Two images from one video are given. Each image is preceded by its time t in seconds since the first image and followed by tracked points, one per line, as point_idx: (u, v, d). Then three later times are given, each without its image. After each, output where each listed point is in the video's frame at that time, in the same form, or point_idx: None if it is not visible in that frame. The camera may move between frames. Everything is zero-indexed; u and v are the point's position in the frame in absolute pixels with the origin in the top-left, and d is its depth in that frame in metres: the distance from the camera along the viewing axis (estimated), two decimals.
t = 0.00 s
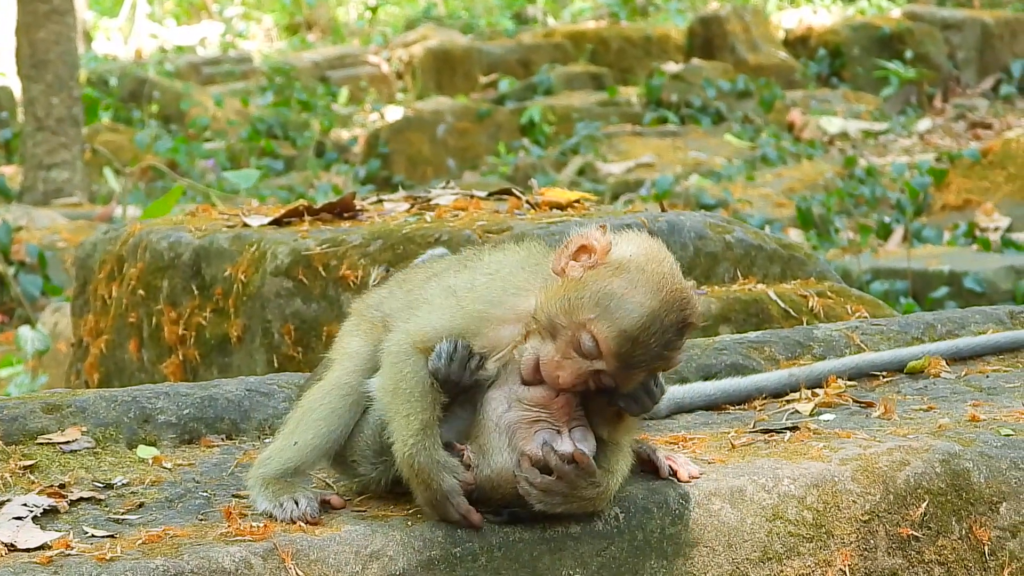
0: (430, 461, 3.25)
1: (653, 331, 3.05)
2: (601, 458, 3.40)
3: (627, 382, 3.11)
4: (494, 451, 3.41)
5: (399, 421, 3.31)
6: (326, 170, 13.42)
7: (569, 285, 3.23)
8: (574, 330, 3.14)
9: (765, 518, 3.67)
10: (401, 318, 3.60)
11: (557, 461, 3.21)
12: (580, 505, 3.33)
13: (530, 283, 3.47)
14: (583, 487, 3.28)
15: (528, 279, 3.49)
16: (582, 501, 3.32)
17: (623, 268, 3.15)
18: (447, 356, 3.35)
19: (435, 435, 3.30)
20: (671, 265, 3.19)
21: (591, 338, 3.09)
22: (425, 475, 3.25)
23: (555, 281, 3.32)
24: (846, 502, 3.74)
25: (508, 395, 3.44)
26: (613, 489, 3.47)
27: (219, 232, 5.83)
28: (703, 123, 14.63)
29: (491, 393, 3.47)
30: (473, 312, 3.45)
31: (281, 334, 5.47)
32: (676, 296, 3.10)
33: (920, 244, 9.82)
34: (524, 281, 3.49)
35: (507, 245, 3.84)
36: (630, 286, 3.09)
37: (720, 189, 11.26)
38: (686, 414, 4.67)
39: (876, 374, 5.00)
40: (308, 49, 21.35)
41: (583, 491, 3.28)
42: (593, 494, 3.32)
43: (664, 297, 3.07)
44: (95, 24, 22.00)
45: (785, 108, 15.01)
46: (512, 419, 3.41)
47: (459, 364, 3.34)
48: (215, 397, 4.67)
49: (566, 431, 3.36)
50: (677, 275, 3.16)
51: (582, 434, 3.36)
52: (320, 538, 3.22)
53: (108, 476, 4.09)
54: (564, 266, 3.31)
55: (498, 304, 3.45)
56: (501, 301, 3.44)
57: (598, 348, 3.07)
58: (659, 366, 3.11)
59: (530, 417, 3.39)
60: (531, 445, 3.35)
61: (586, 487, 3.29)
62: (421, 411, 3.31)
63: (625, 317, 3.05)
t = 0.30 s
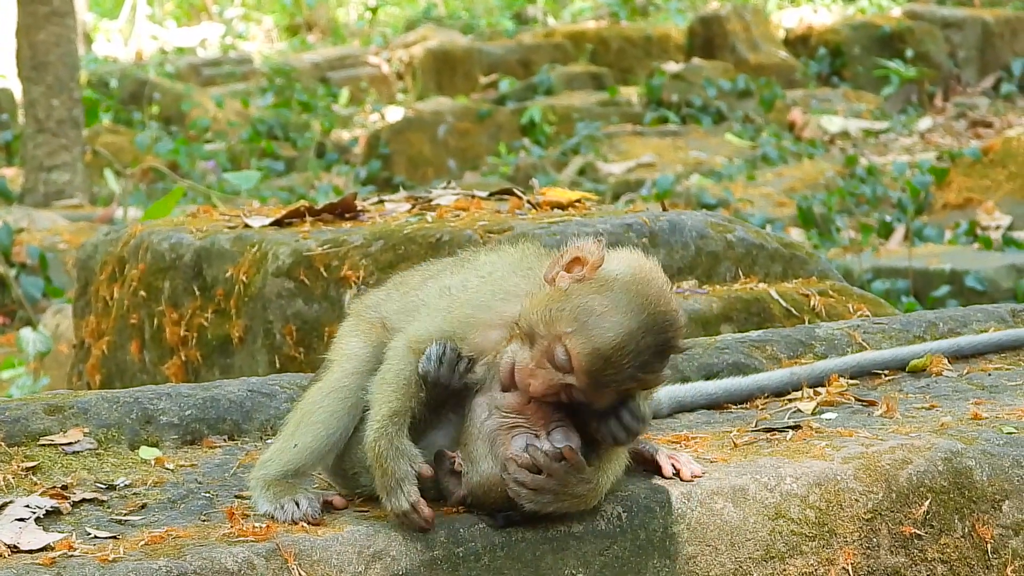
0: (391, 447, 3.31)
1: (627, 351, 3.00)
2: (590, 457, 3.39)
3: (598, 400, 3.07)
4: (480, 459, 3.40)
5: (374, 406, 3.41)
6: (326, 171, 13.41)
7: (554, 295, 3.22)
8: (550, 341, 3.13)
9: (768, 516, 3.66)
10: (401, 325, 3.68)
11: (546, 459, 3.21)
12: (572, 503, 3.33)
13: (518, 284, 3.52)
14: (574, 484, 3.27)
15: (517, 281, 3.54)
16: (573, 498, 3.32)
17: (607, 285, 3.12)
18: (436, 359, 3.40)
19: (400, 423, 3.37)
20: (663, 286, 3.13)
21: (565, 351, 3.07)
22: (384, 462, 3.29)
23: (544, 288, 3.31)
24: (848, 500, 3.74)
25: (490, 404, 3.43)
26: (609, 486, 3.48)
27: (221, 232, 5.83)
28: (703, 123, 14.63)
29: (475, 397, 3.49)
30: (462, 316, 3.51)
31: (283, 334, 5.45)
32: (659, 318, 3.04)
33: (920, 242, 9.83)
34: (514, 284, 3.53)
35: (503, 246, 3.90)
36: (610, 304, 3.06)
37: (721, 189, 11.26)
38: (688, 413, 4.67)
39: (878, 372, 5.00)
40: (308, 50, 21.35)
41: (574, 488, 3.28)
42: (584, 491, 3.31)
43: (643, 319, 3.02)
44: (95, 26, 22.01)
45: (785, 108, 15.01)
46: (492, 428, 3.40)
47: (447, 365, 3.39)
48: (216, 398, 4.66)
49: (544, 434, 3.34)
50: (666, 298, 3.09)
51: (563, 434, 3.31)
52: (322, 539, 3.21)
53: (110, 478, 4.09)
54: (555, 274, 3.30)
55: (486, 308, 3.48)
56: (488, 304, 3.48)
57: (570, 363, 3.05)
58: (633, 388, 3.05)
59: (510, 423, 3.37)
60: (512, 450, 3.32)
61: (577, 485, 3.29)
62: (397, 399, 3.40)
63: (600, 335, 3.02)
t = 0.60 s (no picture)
0: (386, 447, 3.35)
1: (618, 353, 2.99)
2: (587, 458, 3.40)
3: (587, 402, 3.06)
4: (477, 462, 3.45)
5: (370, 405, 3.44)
6: (327, 171, 13.41)
7: (548, 296, 3.23)
8: (542, 341, 3.13)
9: (771, 515, 3.66)
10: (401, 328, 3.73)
11: (541, 460, 3.23)
12: (568, 504, 3.33)
13: (512, 284, 3.58)
14: (570, 484, 3.28)
15: (512, 280, 3.60)
16: (570, 499, 3.32)
17: (599, 288, 3.12)
18: (432, 359, 3.43)
19: (395, 423, 3.41)
20: (656, 291, 3.13)
21: (557, 351, 3.07)
22: (379, 461, 3.33)
23: (540, 290, 3.32)
24: (851, 500, 3.74)
25: (487, 407, 3.50)
26: (609, 485, 3.51)
27: (223, 233, 5.84)
28: (704, 122, 14.63)
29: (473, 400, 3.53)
30: (458, 317, 3.56)
31: (284, 334, 5.43)
32: (651, 322, 3.04)
33: (922, 242, 9.84)
34: (508, 284, 3.59)
35: (501, 246, 3.97)
36: (603, 305, 3.06)
37: (722, 188, 11.26)
38: (689, 413, 4.66)
39: (880, 371, 4.99)
40: (309, 50, 21.35)
41: (570, 488, 3.29)
42: (579, 492, 3.32)
43: (634, 322, 3.02)
44: (97, 27, 22.05)
45: (786, 107, 15.04)
46: (487, 430, 3.46)
47: (443, 365, 3.42)
48: (218, 399, 4.66)
49: (537, 435, 3.38)
50: (658, 303, 3.09)
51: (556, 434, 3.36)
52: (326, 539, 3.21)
53: (113, 479, 4.09)
54: (551, 277, 3.31)
55: (482, 309, 3.53)
56: (482, 303, 3.54)
57: (560, 363, 3.05)
58: (622, 391, 3.05)
59: (502, 424, 3.43)
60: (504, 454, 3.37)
61: (572, 485, 3.30)
62: (392, 399, 3.43)
63: (591, 335, 3.01)
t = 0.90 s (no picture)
0: (403, 467, 3.36)
1: (607, 341, 2.93)
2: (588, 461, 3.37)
3: (578, 394, 3.03)
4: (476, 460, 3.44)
5: (381, 426, 3.44)
6: (329, 171, 13.41)
7: (553, 291, 3.28)
8: (539, 332, 3.16)
9: (773, 514, 3.66)
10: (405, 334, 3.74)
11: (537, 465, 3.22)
12: (564, 507, 3.33)
13: (516, 293, 3.59)
14: (566, 489, 3.28)
15: (515, 288, 3.61)
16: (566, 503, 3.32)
17: (601, 281, 3.11)
18: (437, 370, 3.44)
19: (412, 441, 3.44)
20: (658, 291, 3.04)
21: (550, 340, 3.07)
22: (394, 482, 3.34)
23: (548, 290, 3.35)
24: (853, 498, 3.74)
25: (487, 405, 3.46)
26: (611, 485, 3.49)
27: (224, 232, 5.83)
28: (706, 121, 14.65)
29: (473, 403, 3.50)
30: (463, 328, 3.57)
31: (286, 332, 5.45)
32: (647, 315, 2.96)
33: (924, 241, 9.82)
34: (512, 293, 3.60)
35: (505, 249, 4.00)
36: (600, 296, 3.03)
37: (723, 187, 11.27)
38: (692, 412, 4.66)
39: (882, 371, 4.99)
40: (310, 50, 21.36)
41: (566, 492, 3.28)
42: (576, 496, 3.32)
43: (628, 313, 2.95)
44: (98, 27, 22.08)
45: (788, 106, 15.09)
46: (485, 426, 3.44)
47: (448, 376, 3.43)
48: (220, 397, 4.66)
49: (534, 434, 3.33)
50: (658, 298, 3.00)
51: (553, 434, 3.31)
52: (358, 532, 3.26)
53: (115, 477, 4.08)
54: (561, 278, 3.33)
55: (487, 317, 3.56)
56: (488, 313, 3.55)
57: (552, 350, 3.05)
58: (614, 385, 2.96)
59: (499, 423, 3.39)
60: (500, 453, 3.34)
61: (569, 489, 3.29)
62: (405, 419, 3.44)
63: (582, 324, 2.99)
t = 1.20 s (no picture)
0: (377, 493, 3.31)
1: (628, 286, 2.88)
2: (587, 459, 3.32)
3: (600, 350, 2.92)
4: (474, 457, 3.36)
5: (365, 453, 3.38)
6: (332, 173, 13.43)
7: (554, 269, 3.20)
8: (549, 302, 3.08)
9: (775, 513, 3.66)
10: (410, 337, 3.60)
11: (534, 466, 3.16)
12: (565, 507, 3.31)
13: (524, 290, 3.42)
14: (567, 488, 3.23)
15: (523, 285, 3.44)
16: (565, 503, 3.28)
17: (601, 245, 3.08)
18: (442, 366, 3.29)
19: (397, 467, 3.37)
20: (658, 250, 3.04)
21: (566, 301, 2.99)
22: (367, 494, 3.30)
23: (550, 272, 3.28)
24: (855, 497, 3.73)
25: (492, 396, 3.30)
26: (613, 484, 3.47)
27: (228, 232, 5.78)
28: (710, 126, 14.70)
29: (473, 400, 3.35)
30: (468, 327, 3.45)
31: (289, 331, 5.57)
32: (657, 264, 2.95)
33: (926, 245, 9.86)
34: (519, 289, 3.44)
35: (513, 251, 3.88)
36: (610, 253, 3.00)
37: (726, 190, 11.31)
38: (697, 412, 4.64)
39: (886, 371, 4.99)
40: (313, 55, 21.43)
41: (567, 493, 3.24)
42: (577, 494, 3.27)
43: (641, 264, 2.92)
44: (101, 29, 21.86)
45: (790, 112, 15.25)
46: (490, 416, 3.29)
47: (454, 373, 3.28)
48: (223, 394, 4.68)
49: (537, 430, 3.18)
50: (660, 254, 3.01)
51: (556, 418, 3.18)
52: (332, 530, 3.23)
53: (118, 471, 4.07)
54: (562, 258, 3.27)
55: (498, 318, 3.41)
56: (498, 313, 3.41)
57: (571, 310, 2.97)
58: (638, 331, 2.90)
59: (502, 416, 3.25)
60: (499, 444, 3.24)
61: (570, 489, 3.25)
62: (390, 445, 3.38)
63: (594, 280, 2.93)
